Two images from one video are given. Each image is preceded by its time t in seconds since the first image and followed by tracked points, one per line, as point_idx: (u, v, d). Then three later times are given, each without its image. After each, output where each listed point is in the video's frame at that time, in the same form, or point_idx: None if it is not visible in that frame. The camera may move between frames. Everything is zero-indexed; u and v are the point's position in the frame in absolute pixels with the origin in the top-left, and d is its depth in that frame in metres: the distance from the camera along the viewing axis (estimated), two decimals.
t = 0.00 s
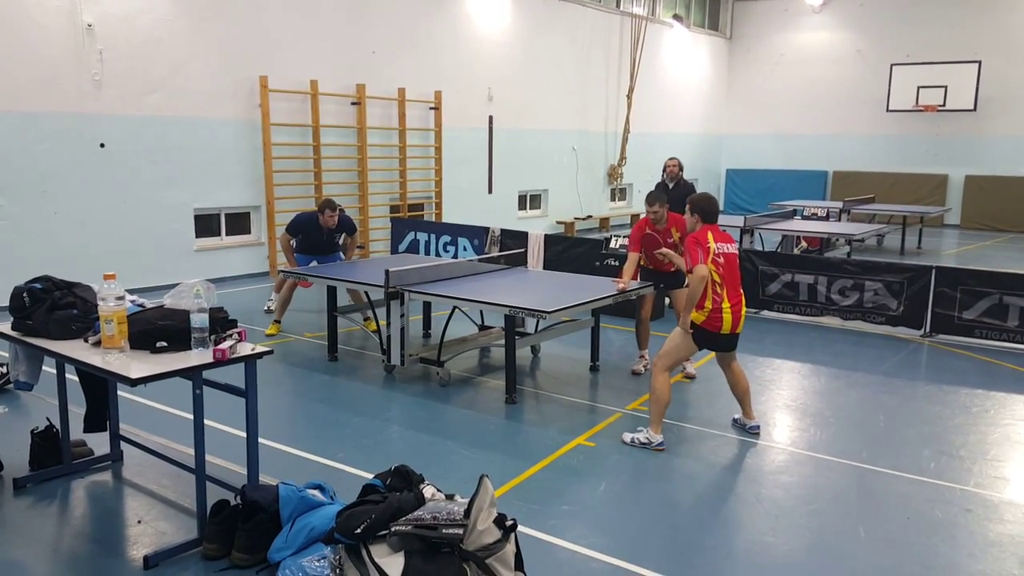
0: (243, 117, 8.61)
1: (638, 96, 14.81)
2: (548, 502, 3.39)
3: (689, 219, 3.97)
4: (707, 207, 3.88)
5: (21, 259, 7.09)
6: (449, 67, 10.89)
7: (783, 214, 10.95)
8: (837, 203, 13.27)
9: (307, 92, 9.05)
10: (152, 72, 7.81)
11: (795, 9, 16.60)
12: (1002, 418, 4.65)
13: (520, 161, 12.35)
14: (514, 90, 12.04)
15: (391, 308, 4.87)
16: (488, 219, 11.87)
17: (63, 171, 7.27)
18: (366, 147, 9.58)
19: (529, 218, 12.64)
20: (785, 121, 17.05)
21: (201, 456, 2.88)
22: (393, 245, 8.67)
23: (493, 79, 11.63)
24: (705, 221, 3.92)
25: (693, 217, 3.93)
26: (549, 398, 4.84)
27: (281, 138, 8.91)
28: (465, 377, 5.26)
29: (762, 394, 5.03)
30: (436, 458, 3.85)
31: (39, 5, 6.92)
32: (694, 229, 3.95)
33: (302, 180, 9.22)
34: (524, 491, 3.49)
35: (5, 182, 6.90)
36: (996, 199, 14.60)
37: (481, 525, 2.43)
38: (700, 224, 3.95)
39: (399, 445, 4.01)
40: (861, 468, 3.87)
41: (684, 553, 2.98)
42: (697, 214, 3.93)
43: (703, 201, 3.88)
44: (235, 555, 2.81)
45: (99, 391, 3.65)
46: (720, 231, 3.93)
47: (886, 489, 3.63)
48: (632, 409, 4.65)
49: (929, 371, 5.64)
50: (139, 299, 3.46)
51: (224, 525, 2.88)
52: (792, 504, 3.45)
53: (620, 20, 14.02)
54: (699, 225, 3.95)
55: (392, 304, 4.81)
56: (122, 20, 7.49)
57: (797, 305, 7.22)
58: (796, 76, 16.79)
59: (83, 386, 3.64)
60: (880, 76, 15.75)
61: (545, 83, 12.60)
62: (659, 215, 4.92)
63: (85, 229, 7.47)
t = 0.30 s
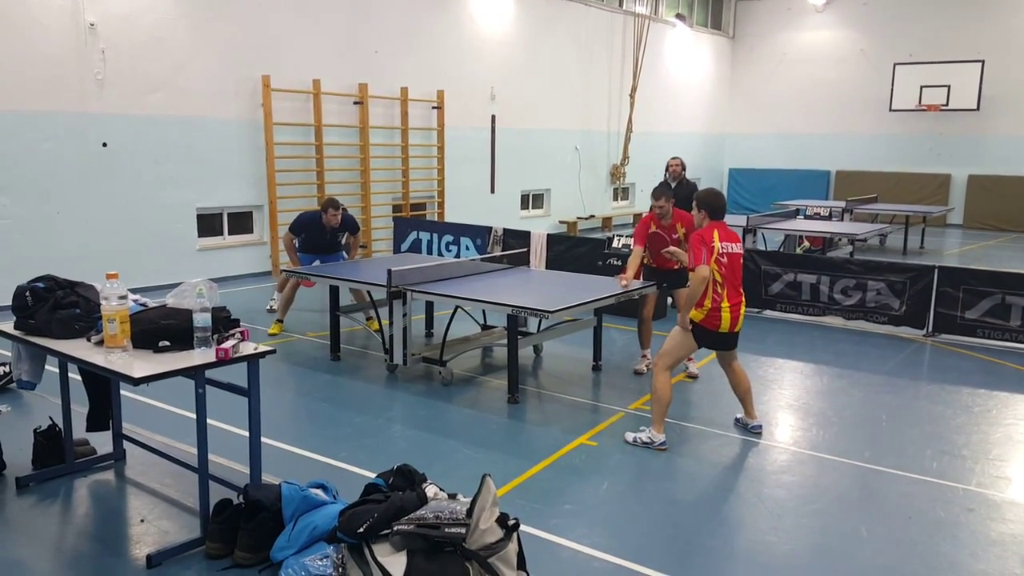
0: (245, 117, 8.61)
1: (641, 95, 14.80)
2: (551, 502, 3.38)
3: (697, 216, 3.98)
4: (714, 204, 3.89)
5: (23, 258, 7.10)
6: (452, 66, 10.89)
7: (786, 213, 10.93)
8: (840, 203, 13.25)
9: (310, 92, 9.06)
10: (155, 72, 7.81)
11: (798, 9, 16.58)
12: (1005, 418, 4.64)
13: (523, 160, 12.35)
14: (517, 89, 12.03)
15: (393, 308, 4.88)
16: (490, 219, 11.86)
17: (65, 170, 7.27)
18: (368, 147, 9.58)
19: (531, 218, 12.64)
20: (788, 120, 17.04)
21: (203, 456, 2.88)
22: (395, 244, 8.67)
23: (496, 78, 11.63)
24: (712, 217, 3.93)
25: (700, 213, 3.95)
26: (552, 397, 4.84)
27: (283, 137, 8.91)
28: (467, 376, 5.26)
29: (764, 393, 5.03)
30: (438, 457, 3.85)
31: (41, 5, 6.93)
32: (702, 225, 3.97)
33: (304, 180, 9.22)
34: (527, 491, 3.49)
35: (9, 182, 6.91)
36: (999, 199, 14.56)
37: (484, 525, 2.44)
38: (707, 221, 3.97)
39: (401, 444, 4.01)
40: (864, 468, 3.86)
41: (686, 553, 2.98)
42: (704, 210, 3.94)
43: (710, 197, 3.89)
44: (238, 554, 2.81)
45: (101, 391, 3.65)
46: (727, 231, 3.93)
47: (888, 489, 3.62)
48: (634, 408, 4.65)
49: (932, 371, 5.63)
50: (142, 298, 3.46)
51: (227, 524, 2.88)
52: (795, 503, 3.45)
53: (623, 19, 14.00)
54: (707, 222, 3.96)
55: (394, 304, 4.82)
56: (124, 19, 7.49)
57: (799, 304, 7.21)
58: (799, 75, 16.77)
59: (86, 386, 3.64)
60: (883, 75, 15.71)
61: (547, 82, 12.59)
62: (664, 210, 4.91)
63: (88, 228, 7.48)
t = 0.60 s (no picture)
0: (247, 117, 8.62)
1: (642, 95, 14.80)
2: (553, 501, 3.38)
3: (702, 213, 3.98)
4: (720, 202, 3.88)
5: (25, 258, 7.10)
6: (454, 66, 10.90)
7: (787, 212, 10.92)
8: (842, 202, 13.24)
9: (311, 92, 9.07)
10: (156, 73, 7.82)
11: (799, 8, 16.57)
12: (1007, 416, 4.64)
13: (524, 160, 12.35)
14: (518, 88, 12.03)
15: (394, 307, 4.89)
16: (492, 219, 11.86)
17: (67, 171, 7.28)
18: (369, 147, 9.60)
19: (532, 217, 12.63)
20: (788, 119, 17.03)
21: (205, 455, 2.89)
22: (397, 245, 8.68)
23: (497, 78, 11.63)
24: (716, 214, 3.91)
25: (705, 210, 3.94)
26: (553, 397, 4.84)
27: (285, 137, 8.92)
28: (468, 376, 5.26)
29: (765, 392, 5.04)
30: (440, 457, 3.85)
31: (43, 5, 6.94)
32: (707, 222, 3.96)
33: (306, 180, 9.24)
34: (528, 490, 3.49)
35: (11, 183, 6.92)
36: (1001, 197, 14.55)
37: (486, 524, 2.44)
38: (713, 219, 3.95)
39: (403, 444, 4.02)
40: (867, 468, 3.86)
41: (688, 553, 2.98)
42: (710, 207, 3.93)
43: (716, 194, 3.87)
44: (240, 554, 2.81)
45: (103, 391, 3.66)
46: (731, 230, 3.91)
47: (890, 489, 3.62)
48: (636, 408, 4.65)
49: (934, 370, 5.62)
50: (143, 299, 3.47)
51: (230, 524, 2.89)
52: (797, 502, 3.45)
53: (624, 18, 14.00)
54: (714, 220, 3.94)
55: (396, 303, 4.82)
56: (126, 20, 7.50)
57: (801, 303, 7.20)
58: (800, 74, 16.76)
59: (88, 386, 3.65)
60: (884, 74, 15.70)
61: (549, 82, 12.59)
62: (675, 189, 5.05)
63: (90, 229, 7.48)
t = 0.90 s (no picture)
0: (248, 117, 8.63)
1: (644, 95, 14.79)
2: (554, 501, 3.38)
3: (705, 212, 3.96)
4: (724, 200, 3.86)
5: (27, 258, 7.11)
6: (455, 66, 10.90)
7: (789, 212, 10.92)
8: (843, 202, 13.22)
9: (313, 91, 9.07)
10: (158, 72, 7.83)
11: (801, 8, 16.56)
12: (1009, 417, 4.63)
13: (525, 160, 12.35)
14: (519, 88, 12.02)
15: (396, 307, 4.89)
16: (493, 219, 11.86)
17: (68, 170, 7.28)
18: (370, 146, 9.60)
19: (534, 217, 12.63)
20: (790, 119, 17.02)
21: (206, 455, 2.89)
22: (398, 244, 8.68)
23: (498, 78, 11.62)
24: (720, 214, 3.91)
25: (708, 208, 3.92)
26: (555, 397, 4.84)
27: (286, 137, 8.92)
28: (469, 376, 5.26)
29: (766, 392, 5.05)
30: (441, 457, 3.85)
31: (44, 5, 6.95)
32: (710, 221, 3.95)
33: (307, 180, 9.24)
34: (529, 490, 3.49)
35: (12, 182, 6.92)
36: (1002, 197, 14.53)
37: (487, 524, 2.45)
38: (716, 217, 3.94)
39: (404, 444, 4.02)
40: (868, 468, 3.86)
41: (690, 553, 2.98)
42: (713, 205, 3.91)
43: (719, 193, 3.86)
44: (240, 554, 2.81)
45: (104, 390, 3.66)
46: (734, 230, 3.90)
47: (891, 489, 3.62)
48: (637, 408, 4.65)
49: (935, 370, 5.62)
50: (144, 298, 3.47)
51: (230, 523, 2.89)
52: (798, 503, 3.45)
53: (626, 18, 13.98)
54: (717, 219, 3.93)
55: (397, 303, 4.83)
56: (128, 19, 7.51)
57: (802, 304, 7.20)
58: (801, 74, 16.75)
59: (90, 386, 3.66)
60: (886, 74, 15.69)
61: (550, 82, 12.58)
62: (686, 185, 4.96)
63: (91, 228, 7.49)
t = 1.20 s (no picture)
0: (249, 117, 8.63)
1: (644, 94, 14.79)
2: (555, 501, 3.38)
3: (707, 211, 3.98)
4: (728, 199, 3.88)
5: (29, 258, 7.12)
6: (455, 66, 10.90)
7: (790, 212, 10.91)
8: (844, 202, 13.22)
9: (313, 92, 9.07)
10: (159, 72, 7.83)
11: (801, 7, 16.54)
12: (1010, 416, 4.63)
13: (526, 160, 12.35)
14: (520, 87, 12.03)
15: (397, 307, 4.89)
16: (494, 219, 11.87)
17: (69, 171, 7.29)
18: (371, 147, 9.60)
19: (535, 217, 12.63)
20: (791, 119, 17.01)
21: (208, 455, 2.88)
22: (399, 244, 8.68)
23: (499, 78, 11.62)
24: (723, 212, 3.93)
25: (711, 207, 3.94)
26: (556, 397, 4.84)
27: (287, 137, 8.93)
28: (471, 376, 5.26)
29: (767, 391, 5.04)
30: (443, 457, 3.85)
31: (45, 6, 6.95)
32: (713, 220, 3.96)
33: (308, 180, 9.25)
34: (531, 490, 3.49)
35: (13, 182, 6.93)
36: (1003, 196, 14.52)
37: (488, 524, 2.45)
38: (719, 216, 3.96)
39: (406, 443, 4.02)
40: (870, 468, 3.85)
41: (692, 553, 2.97)
42: (716, 204, 3.93)
43: (721, 192, 3.88)
44: (243, 554, 2.82)
45: (106, 391, 3.66)
46: (737, 229, 3.91)
47: (892, 488, 3.62)
48: (638, 407, 4.65)
49: (937, 370, 5.61)
50: (146, 298, 3.47)
51: (232, 523, 2.89)
52: (800, 502, 3.44)
53: (626, 18, 13.97)
54: (720, 218, 3.95)
55: (398, 303, 4.83)
56: (129, 20, 7.51)
57: (804, 303, 7.19)
58: (802, 74, 16.74)
59: (91, 386, 3.66)
60: (887, 73, 15.67)
61: (551, 81, 12.58)
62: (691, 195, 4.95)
63: (92, 229, 7.49)
